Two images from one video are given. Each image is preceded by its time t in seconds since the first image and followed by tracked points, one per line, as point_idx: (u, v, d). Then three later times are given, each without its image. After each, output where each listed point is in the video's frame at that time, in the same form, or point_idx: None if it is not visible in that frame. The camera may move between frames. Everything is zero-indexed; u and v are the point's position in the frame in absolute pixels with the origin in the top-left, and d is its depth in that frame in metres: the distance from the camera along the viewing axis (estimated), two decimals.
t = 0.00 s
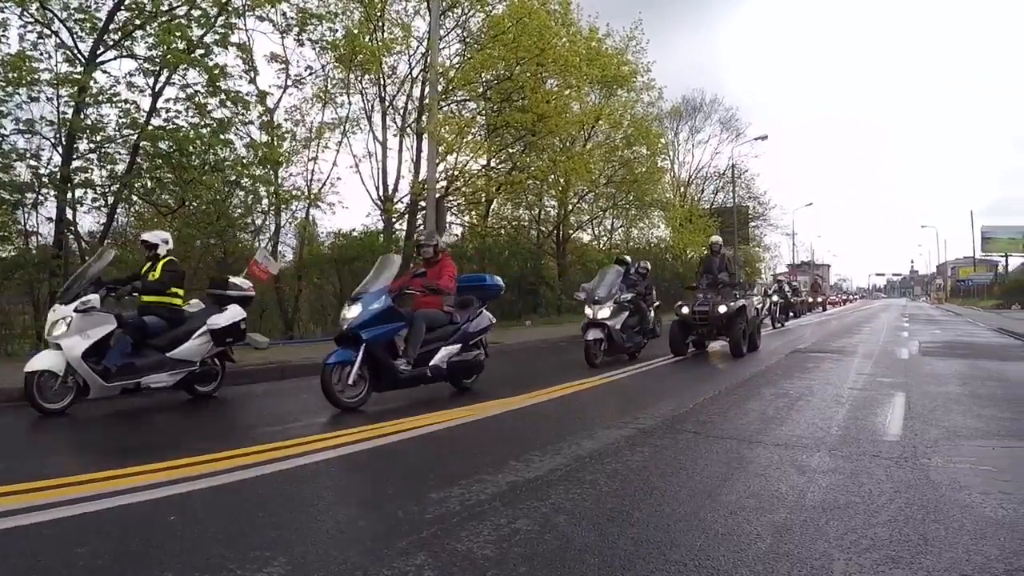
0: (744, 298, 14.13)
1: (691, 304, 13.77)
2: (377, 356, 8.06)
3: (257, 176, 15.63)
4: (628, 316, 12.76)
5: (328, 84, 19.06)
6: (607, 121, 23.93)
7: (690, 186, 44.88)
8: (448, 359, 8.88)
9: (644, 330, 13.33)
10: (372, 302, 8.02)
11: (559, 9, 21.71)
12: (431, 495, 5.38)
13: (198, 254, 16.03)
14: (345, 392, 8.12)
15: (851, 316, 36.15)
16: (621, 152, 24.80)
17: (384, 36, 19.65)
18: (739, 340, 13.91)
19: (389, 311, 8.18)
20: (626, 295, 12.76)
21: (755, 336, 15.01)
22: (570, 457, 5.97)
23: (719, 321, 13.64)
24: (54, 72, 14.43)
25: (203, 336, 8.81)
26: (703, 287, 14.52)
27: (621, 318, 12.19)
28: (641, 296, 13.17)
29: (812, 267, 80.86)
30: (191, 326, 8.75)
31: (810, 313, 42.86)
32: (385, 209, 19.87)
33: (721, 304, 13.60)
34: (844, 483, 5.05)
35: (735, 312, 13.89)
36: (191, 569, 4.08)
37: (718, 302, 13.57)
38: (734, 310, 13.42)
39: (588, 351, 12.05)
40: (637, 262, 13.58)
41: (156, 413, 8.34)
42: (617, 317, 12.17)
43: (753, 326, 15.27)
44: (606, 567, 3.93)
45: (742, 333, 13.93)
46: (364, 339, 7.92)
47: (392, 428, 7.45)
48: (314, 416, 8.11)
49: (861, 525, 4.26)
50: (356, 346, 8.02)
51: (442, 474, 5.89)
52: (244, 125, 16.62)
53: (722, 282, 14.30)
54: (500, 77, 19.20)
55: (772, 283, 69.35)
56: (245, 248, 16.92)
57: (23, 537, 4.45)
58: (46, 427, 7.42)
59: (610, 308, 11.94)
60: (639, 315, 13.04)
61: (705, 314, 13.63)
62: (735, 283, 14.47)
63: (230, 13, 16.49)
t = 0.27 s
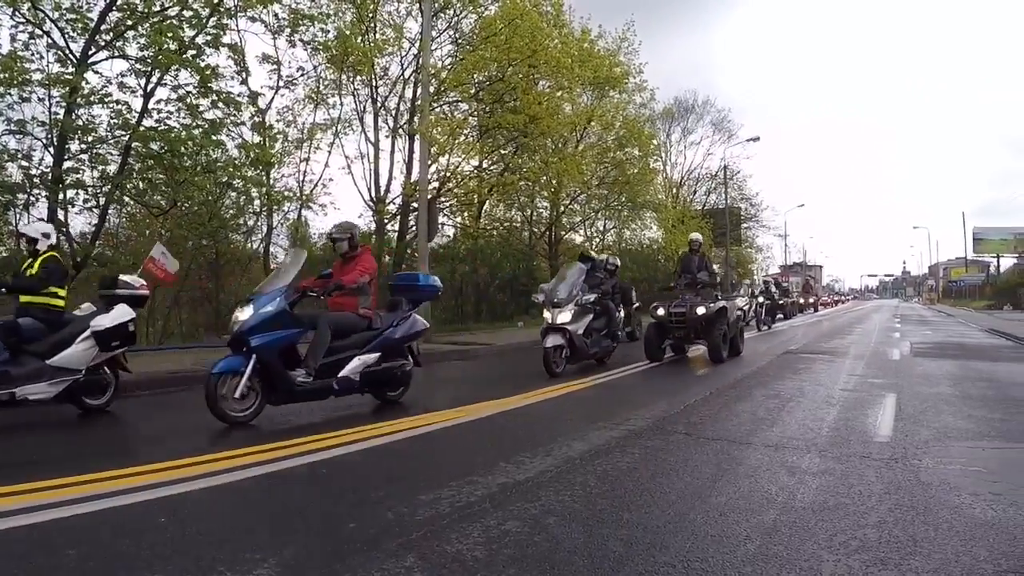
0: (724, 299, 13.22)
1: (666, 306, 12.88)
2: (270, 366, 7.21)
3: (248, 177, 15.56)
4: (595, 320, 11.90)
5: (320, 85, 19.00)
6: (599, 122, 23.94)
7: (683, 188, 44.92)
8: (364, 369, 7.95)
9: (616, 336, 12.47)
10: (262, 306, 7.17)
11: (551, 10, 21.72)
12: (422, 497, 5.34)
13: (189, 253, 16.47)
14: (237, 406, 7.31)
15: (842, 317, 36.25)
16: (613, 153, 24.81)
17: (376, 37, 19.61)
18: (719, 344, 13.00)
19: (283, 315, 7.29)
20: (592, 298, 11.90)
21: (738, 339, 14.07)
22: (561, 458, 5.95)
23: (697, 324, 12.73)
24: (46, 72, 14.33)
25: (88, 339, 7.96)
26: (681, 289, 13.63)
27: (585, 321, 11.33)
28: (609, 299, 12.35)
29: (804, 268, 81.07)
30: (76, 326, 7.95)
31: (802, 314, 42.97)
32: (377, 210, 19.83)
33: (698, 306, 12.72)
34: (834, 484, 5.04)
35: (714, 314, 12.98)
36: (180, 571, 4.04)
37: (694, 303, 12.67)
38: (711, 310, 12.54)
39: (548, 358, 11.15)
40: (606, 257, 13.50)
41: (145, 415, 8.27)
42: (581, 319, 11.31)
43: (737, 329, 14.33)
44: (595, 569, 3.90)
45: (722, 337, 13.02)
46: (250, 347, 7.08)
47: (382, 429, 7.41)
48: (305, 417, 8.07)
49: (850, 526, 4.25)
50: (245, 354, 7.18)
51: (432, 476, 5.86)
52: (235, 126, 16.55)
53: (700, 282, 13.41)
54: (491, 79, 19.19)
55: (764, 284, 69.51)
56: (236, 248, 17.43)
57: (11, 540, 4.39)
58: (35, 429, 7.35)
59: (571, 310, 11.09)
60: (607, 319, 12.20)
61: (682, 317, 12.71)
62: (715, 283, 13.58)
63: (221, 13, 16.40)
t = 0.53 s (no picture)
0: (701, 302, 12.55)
1: (638, 308, 12.16)
2: (137, 380, 6.32)
3: (239, 178, 15.47)
4: (556, 324, 10.93)
5: (311, 85, 18.93)
6: (591, 123, 23.94)
7: (675, 188, 44.95)
8: (254, 385, 6.98)
9: (578, 342, 11.45)
10: (127, 311, 6.34)
11: (543, 11, 21.71)
12: (410, 502, 5.29)
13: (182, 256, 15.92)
14: (102, 427, 6.47)
15: (834, 317, 36.33)
16: (605, 153, 24.80)
17: (368, 37, 19.56)
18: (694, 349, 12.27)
19: (153, 321, 6.39)
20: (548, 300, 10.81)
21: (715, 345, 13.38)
22: (549, 462, 5.92)
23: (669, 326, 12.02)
24: (37, 73, 14.23)
25: None
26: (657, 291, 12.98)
27: (540, 325, 10.21)
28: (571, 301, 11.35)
29: (796, 268, 81.22)
30: None
31: (792, 314, 43.09)
32: (368, 210, 19.77)
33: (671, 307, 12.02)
34: (822, 488, 5.03)
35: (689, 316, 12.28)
36: None
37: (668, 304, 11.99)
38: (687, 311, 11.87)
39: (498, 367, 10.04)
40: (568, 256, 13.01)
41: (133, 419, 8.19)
42: (536, 323, 10.18)
43: (715, 336, 13.65)
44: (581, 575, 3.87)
45: (697, 342, 12.32)
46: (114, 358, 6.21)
47: (371, 432, 7.36)
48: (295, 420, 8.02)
49: (837, 531, 4.23)
50: (111, 366, 6.31)
51: (419, 480, 5.83)
52: (226, 127, 16.46)
53: (677, 283, 12.75)
54: (483, 79, 19.16)
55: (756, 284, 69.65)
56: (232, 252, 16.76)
57: None
58: (23, 432, 7.29)
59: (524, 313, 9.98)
60: (569, 323, 11.16)
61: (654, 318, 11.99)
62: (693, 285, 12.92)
63: (213, 14, 16.33)
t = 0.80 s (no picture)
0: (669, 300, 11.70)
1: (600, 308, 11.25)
2: None
3: (224, 176, 15.32)
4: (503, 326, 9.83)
5: (298, 83, 18.80)
6: (578, 121, 23.89)
7: (662, 186, 44.95)
8: (110, 398, 6.01)
9: (529, 347, 10.37)
10: None
11: (531, 9, 21.65)
12: (392, 503, 5.20)
13: (167, 253, 16.08)
14: None
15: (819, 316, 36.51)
16: (593, 152, 24.76)
17: (355, 35, 19.44)
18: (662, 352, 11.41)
19: None
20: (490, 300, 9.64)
21: (686, 348, 12.52)
22: (533, 462, 5.87)
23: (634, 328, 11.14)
24: (21, 69, 14.03)
25: None
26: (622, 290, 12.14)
27: (480, 327, 9.06)
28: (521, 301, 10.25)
29: (784, 266, 81.52)
30: None
31: (779, 312, 43.27)
32: (355, 208, 19.66)
33: (636, 308, 11.14)
34: (805, 487, 5.00)
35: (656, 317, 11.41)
36: None
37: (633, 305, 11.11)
38: (653, 311, 10.99)
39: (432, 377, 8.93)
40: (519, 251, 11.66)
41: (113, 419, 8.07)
42: (476, 327, 9.04)
43: (686, 338, 12.79)
44: None
45: (664, 345, 11.46)
46: None
47: (356, 432, 7.27)
48: (280, 420, 7.93)
49: (820, 531, 4.20)
50: None
51: (402, 480, 5.75)
52: (212, 125, 16.30)
53: (644, 280, 11.97)
54: (470, 77, 19.08)
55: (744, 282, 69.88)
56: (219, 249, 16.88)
57: None
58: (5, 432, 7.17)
59: (460, 316, 8.83)
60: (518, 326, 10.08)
61: (617, 320, 11.11)
62: (661, 284, 12.10)
63: (199, 10, 16.16)
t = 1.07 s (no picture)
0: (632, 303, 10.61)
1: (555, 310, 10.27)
2: None
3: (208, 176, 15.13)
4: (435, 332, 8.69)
5: (283, 83, 18.66)
6: (564, 122, 23.88)
7: (648, 187, 45.04)
8: None
9: (468, 354, 9.18)
10: None
11: (516, 10, 21.65)
12: (372, 505, 5.01)
13: (151, 253, 15.82)
14: None
15: (802, 317, 36.72)
16: (578, 153, 24.76)
17: (340, 34, 19.32)
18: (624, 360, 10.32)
19: None
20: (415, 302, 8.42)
21: (652, 354, 11.47)
22: (516, 464, 5.80)
23: (591, 334, 10.07)
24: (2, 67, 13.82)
25: None
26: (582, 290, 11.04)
27: (401, 333, 7.95)
28: (461, 302, 9.02)
29: (770, 267, 81.96)
30: None
31: (762, 313, 43.53)
32: (339, 209, 19.50)
33: (593, 311, 10.06)
34: (789, 490, 4.97)
35: (617, 321, 10.30)
36: None
37: (590, 308, 10.03)
38: (612, 315, 9.91)
39: (345, 389, 7.87)
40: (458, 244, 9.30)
41: (90, 422, 7.85)
42: (396, 333, 7.92)
43: (653, 344, 11.71)
44: None
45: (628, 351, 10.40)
46: None
47: (340, 432, 7.16)
48: (264, 422, 7.78)
49: (803, 534, 4.17)
50: None
51: (385, 480, 5.62)
52: (196, 124, 16.11)
53: (605, 280, 10.87)
54: (455, 78, 19.02)
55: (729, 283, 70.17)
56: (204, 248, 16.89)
57: None
58: None
59: (375, 320, 7.71)
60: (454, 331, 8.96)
61: (573, 324, 10.03)
62: (625, 284, 11.03)
63: (184, 9, 15.99)
